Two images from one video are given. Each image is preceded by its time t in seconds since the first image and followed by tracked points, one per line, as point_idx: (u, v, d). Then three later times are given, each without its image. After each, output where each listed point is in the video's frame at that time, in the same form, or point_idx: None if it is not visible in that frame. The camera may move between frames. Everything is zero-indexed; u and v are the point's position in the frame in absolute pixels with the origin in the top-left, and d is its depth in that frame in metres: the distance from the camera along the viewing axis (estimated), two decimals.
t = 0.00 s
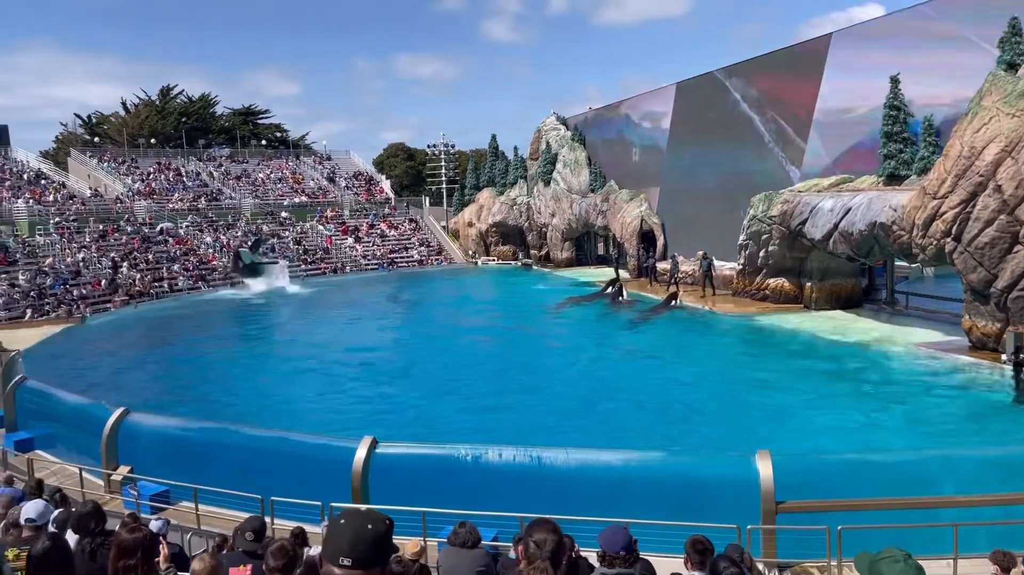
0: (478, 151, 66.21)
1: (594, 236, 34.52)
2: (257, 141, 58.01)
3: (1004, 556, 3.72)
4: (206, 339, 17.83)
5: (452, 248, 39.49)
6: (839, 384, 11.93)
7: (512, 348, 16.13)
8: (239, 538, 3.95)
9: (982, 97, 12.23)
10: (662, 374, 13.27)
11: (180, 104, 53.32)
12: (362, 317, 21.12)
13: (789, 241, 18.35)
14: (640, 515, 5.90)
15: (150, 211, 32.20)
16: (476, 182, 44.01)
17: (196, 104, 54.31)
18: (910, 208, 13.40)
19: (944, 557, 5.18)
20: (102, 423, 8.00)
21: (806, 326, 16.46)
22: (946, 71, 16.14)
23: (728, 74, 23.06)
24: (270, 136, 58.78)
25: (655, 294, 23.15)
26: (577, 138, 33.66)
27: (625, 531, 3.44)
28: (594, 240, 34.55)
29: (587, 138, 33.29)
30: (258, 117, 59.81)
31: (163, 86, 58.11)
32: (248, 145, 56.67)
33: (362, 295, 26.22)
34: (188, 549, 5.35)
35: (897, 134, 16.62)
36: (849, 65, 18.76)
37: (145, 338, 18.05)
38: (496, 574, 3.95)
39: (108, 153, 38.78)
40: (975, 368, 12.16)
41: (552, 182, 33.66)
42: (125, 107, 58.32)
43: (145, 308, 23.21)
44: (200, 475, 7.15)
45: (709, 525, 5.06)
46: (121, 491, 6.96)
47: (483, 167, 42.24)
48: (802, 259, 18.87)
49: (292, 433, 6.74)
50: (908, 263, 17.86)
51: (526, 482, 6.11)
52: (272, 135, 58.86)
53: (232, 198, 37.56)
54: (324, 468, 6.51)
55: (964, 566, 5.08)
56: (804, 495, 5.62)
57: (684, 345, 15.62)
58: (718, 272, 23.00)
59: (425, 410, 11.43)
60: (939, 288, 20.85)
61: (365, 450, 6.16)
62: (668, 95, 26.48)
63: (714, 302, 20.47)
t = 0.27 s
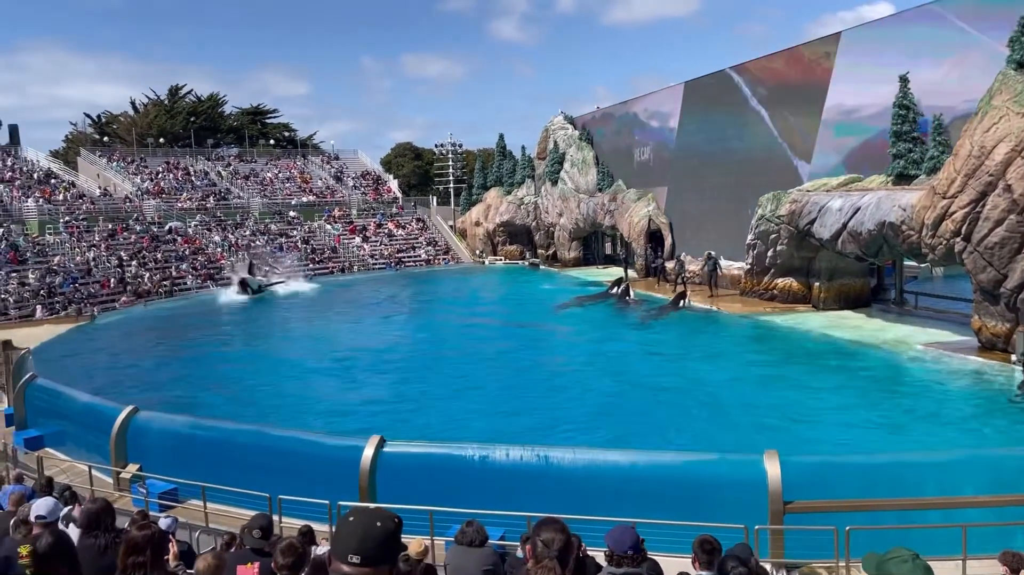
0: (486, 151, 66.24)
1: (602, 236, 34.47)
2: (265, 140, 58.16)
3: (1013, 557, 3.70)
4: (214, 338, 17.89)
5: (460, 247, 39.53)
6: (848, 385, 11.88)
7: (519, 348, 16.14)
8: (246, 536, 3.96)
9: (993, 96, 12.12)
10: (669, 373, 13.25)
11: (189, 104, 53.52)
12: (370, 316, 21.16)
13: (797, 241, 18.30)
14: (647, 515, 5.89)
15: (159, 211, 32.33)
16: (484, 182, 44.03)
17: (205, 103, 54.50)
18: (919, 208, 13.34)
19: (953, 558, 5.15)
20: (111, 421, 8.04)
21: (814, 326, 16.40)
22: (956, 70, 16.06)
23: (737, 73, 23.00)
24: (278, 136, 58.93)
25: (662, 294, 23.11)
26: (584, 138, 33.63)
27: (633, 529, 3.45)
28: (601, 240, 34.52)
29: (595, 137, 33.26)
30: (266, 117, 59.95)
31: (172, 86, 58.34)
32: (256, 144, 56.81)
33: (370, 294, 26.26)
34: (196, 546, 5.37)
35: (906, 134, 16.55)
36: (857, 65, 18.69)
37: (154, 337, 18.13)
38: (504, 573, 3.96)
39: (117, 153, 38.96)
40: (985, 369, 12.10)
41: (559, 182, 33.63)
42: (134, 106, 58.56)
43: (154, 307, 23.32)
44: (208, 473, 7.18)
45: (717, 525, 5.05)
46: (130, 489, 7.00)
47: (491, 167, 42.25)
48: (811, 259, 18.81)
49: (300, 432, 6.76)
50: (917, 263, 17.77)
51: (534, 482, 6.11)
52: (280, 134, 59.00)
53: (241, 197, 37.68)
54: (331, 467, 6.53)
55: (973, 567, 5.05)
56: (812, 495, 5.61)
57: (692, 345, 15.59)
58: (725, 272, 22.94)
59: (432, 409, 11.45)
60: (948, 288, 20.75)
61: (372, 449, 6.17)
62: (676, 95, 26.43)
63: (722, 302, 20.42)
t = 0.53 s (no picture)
0: (492, 150, 66.26)
1: (608, 235, 34.43)
2: (272, 139, 58.25)
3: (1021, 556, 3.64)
4: (221, 336, 17.94)
5: (466, 246, 39.55)
6: (855, 384, 11.85)
7: (525, 347, 16.15)
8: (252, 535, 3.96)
9: (1001, 94, 12.00)
10: (675, 373, 13.24)
11: (196, 103, 53.66)
12: (376, 315, 21.19)
13: (805, 240, 18.24)
14: (654, 515, 5.89)
15: (166, 209, 32.43)
16: (490, 180, 44.04)
17: (212, 102, 54.62)
18: (927, 207, 13.28)
19: (960, 558, 5.14)
20: (118, 419, 8.08)
21: (821, 325, 16.35)
22: (964, 68, 15.99)
23: (744, 70, 22.94)
24: (285, 134, 59.01)
25: (669, 293, 23.09)
26: (591, 136, 33.59)
27: (639, 529, 3.45)
28: (608, 239, 34.49)
29: (601, 136, 33.22)
30: (272, 115, 60.04)
31: (179, 84, 58.49)
32: (263, 143, 56.92)
33: (376, 293, 26.29)
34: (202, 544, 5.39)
35: (915, 133, 16.54)
36: (865, 63, 18.61)
37: (161, 335, 18.19)
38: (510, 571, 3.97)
39: (124, 151, 39.09)
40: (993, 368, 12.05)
41: (566, 181, 33.59)
42: (141, 105, 58.74)
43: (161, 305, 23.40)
44: (215, 471, 7.21)
45: (723, 524, 5.04)
46: (137, 487, 7.03)
47: (497, 166, 42.24)
48: (818, 258, 18.75)
49: (306, 430, 6.78)
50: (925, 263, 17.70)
51: (540, 480, 6.12)
52: (287, 133, 59.08)
53: (247, 195, 37.78)
54: (337, 465, 6.55)
55: (980, 568, 5.04)
56: (819, 495, 5.60)
57: (698, 344, 15.57)
58: (732, 271, 23.10)
59: (438, 408, 11.46)
60: (956, 287, 20.66)
61: (379, 448, 6.18)
62: (683, 94, 26.39)
63: (729, 301, 20.38)
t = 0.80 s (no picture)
0: (497, 148, 66.26)
1: (613, 233, 34.41)
2: (277, 137, 58.31)
3: None
4: (226, 334, 18.00)
5: (471, 244, 39.57)
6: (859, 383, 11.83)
7: (530, 345, 16.15)
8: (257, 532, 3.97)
9: (1007, 92, 11.91)
10: (680, 370, 13.23)
11: (201, 101, 53.76)
12: (382, 313, 21.22)
13: (810, 238, 18.21)
14: (658, 513, 5.89)
15: (171, 207, 32.49)
16: (495, 179, 44.04)
17: (217, 100, 54.69)
18: (932, 205, 13.24)
19: (965, 558, 5.13)
20: (123, 417, 8.11)
21: (826, 324, 16.32)
22: (970, 66, 15.93)
23: (749, 67, 22.89)
24: (290, 133, 59.06)
25: (674, 291, 23.07)
26: (596, 134, 33.55)
27: (643, 527, 3.44)
28: (613, 237, 34.47)
29: (606, 134, 33.19)
30: (277, 114, 60.11)
31: (185, 83, 58.60)
32: (268, 141, 57.02)
33: (381, 291, 26.33)
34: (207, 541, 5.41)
35: (921, 131, 16.43)
36: (871, 61, 18.55)
37: (166, 333, 18.24)
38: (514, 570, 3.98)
39: (129, 150, 39.19)
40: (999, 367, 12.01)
41: (571, 179, 33.57)
42: (147, 103, 58.87)
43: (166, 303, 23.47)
44: (220, 469, 7.23)
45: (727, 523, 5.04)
46: (142, 485, 7.07)
47: (502, 164, 42.24)
48: (823, 256, 18.71)
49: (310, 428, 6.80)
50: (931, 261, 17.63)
51: (544, 478, 6.12)
52: (292, 131, 59.12)
53: (252, 193, 37.84)
54: (341, 463, 6.57)
55: (986, 567, 5.02)
56: (824, 494, 5.59)
57: (703, 342, 15.55)
58: (736, 269, 23.08)
59: (443, 406, 11.47)
60: (963, 285, 20.61)
61: (383, 445, 6.18)
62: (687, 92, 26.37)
63: (734, 299, 20.35)
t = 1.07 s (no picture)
0: (500, 146, 66.31)
1: (616, 231, 34.39)
2: (280, 135, 58.34)
3: None
4: (229, 332, 18.02)
5: (474, 242, 39.60)
6: (863, 380, 11.82)
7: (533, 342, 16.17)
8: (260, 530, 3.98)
9: (1012, 89, 11.90)
10: (683, 368, 13.25)
11: (204, 99, 53.79)
12: (385, 310, 21.25)
13: (813, 235, 18.17)
14: (662, 510, 5.90)
15: (174, 205, 32.53)
16: (498, 176, 44.03)
17: (220, 98, 54.72)
18: (936, 202, 13.21)
19: (968, 555, 5.13)
20: (127, 414, 8.13)
21: (830, 321, 16.30)
22: (973, 64, 15.91)
23: (753, 63, 22.87)
24: (293, 130, 59.10)
25: (677, 288, 23.07)
26: (599, 132, 33.54)
27: (647, 524, 3.45)
28: (616, 234, 34.46)
29: (609, 131, 33.19)
30: (280, 112, 60.15)
31: (188, 81, 58.64)
32: (271, 139, 57.07)
33: (384, 289, 26.35)
34: (210, 538, 5.42)
35: (924, 129, 16.34)
36: (875, 58, 18.51)
37: (170, 331, 18.27)
38: (517, 567, 3.99)
39: (133, 148, 39.24)
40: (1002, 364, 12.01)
41: (574, 176, 33.57)
42: (150, 101, 58.92)
43: (169, 301, 23.51)
44: (223, 466, 7.25)
45: (730, 520, 5.04)
46: (146, 482, 7.08)
47: (505, 161, 42.24)
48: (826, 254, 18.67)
49: (313, 425, 6.81)
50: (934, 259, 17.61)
51: (547, 476, 6.13)
52: (295, 129, 59.15)
53: (256, 191, 37.87)
54: (345, 460, 6.58)
55: (990, 565, 5.02)
56: (829, 491, 5.60)
57: (706, 340, 15.54)
58: (740, 267, 22.97)
59: (446, 404, 11.48)
60: (966, 283, 20.59)
61: (386, 443, 6.18)
62: (691, 89, 26.35)
63: (737, 297, 20.33)
